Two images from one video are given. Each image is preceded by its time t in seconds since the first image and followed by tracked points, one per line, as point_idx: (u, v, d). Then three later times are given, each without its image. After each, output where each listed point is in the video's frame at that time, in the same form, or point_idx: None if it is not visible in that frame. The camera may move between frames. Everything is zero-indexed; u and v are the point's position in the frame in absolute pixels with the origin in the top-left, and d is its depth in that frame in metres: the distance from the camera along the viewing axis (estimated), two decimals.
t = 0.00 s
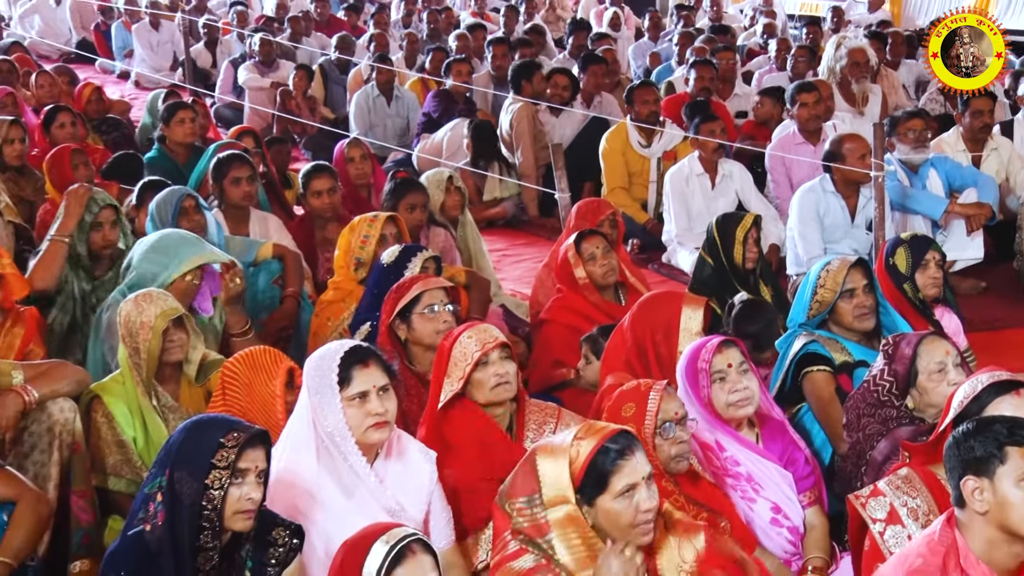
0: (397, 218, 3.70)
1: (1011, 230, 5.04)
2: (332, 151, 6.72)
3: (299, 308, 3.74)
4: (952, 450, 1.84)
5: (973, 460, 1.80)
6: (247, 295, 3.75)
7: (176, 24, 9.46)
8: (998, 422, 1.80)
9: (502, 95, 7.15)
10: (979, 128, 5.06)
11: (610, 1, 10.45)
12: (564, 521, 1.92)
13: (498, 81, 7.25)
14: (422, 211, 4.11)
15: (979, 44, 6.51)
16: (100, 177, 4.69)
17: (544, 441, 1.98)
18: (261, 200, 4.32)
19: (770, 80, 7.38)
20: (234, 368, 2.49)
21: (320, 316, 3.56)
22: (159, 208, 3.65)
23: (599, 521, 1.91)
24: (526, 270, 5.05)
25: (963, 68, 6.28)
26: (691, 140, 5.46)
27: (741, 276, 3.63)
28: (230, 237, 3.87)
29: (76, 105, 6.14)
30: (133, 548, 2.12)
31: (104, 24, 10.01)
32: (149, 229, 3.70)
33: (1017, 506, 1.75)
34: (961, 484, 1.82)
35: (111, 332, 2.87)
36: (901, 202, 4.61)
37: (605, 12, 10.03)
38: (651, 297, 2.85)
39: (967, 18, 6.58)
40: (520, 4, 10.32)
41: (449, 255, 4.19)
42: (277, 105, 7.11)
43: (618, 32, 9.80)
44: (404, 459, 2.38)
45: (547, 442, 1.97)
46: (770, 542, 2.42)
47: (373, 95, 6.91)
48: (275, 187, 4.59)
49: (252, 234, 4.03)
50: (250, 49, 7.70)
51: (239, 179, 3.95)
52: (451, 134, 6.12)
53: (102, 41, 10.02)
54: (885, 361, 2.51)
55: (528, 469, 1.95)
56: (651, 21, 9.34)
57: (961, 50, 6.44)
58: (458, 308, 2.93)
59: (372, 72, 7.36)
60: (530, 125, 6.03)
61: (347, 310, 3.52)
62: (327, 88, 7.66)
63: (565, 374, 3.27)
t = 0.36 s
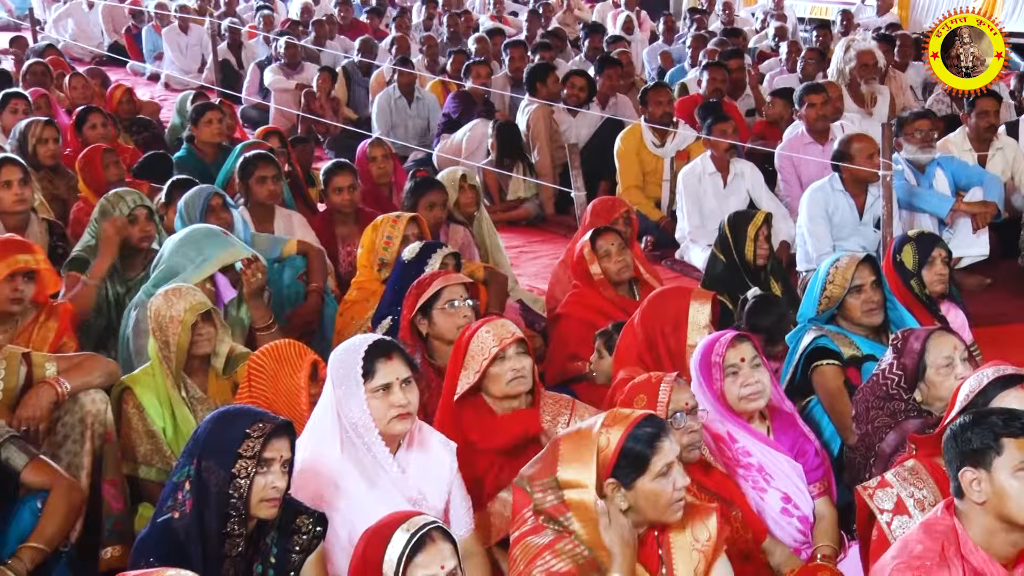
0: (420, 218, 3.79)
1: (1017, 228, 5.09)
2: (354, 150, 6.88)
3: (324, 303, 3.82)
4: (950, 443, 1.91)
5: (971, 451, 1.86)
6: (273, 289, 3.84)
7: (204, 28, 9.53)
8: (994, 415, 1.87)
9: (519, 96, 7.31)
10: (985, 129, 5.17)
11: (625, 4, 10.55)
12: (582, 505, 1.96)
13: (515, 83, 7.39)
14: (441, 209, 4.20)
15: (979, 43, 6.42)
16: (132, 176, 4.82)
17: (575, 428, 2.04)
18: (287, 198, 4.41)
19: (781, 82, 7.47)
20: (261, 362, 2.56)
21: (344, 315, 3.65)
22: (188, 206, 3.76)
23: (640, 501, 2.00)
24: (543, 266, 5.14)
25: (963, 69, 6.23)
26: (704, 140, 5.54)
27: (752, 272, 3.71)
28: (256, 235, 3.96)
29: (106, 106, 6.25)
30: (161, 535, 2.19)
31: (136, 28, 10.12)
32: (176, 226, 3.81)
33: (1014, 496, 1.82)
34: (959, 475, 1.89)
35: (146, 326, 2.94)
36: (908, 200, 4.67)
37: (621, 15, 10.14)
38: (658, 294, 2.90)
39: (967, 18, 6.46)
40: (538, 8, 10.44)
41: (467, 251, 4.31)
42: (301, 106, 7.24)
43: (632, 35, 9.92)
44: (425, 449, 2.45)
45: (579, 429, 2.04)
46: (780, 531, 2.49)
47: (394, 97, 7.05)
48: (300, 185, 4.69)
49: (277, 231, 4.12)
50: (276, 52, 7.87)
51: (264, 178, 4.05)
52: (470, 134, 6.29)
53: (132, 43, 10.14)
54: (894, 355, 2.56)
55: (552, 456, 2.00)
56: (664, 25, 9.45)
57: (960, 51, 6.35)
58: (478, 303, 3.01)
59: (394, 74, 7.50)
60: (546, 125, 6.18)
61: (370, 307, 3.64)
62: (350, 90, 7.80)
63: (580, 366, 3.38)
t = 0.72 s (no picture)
0: (439, 216, 3.86)
1: None
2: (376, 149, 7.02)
3: (347, 297, 3.92)
4: (953, 435, 1.97)
5: (974, 442, 1.93)
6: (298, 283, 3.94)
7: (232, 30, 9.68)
8: (996, 406, 1.93)
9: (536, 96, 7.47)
10: (992, 128, 5.22)
11: (641, 5, 10.65)
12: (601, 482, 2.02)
13: (531, 82, 7.55)
14: (461, 205, 4.29)
15: (980, 43, 6.37)
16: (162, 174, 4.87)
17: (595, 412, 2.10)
18: (312, 195, 4.51)
19: (793, 82, 7.55)
20: (287, 353, 2.65)
21: (368, 310, 3.75)
22: (215, 202, 3.88)
23: (653, 477, 2.07)
24: (560, 262, 5.24)
25: (963, 69, 6.35)
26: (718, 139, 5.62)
27: (764, 268, 3.78)
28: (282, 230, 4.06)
29: (136, 105, 6.37)
30: (190, 521, 2.26)
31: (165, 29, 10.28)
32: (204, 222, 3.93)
33: (1016, 486, 1.88)
34: (963, 466, 1.96)
35: (168, 322, 3.05)
36: (917, 198, 4.73)
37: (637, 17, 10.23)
38: (668, 290, 2.98)
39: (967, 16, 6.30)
40: (557, 10, 10.54)
41: (487, 247, 4.40)
42: (326, 106, 7.37)
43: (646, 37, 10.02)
44: (447, 440, 2.52)
45: (597, 417, 2.09)
46: (791, 519, 2.56)
47: (416, 96, 7.25)
48: (324, 183, 4.79)
49: (302, 228, 4.19)
50: (301, 54, 8.07)
51: (289, 175, 4.13)
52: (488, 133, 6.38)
53: (162, 45, 10.23)
54: (902, 349, 2.62)
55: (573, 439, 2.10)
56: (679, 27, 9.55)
57: (960, 50, 6.39)
58: (496, 297, 3.09)
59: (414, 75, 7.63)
60: (564, 125, 6.31)
61: (392, 303, 3.73)
62: (373, 89, 8.00)
63: (596, 359, 3.45)
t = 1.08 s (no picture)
0: (462, 213, 3.97)
1: None
2: (399, 147, 7.15)
3: (370, 291, 4.01)
4: (963, 423, 2.03)
5: (983, 430, 1.99)
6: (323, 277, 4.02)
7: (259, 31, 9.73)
8: (1006, 395, 1.99)
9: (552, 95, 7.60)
10: (1001, 125, 5.28)
11: (657, 7, 10.78)
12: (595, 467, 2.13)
13: (547, 81, 7.67)
14: (481, 202, 4.39)
15: (979, 42, 6.25)
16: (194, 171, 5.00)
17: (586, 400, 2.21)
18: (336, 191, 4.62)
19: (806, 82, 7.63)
20: (312, 346, 2.74)
21: (391, 305, 3.89)
22: (242, 198, 4.00)
23: (651, 463, 2.14)
24: (577, 257, 5.33)
25: (963, 69, 6.32)
26: (731, 137, 5.70)
27: (777, 263, 3.84)
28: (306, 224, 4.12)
29: (165, 104, 6.50)
30: (218, 507, 2.33)
31: (195, 31, 10.43)
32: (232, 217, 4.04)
33: None
34: (972, 453, 2.01)
35: (198, 315, 3.13)
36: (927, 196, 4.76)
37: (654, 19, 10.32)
38: (682, 284, 3.03)
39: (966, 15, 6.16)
40: (575, 11, 10.64)
41: (506, 243, 4.47)
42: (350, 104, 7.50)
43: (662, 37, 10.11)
44: (468, 430, 2.60)
45: (585, 406, 2.19)
46: (803, 507, 2.63)
47: (437, 96, 7.37)
48: (348, 180, 4.90)
49: (326, 223, 4.32)
50: (326, 54, 8.23)
51: (314, 172, 4.26)
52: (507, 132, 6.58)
53: (192, 46, 10.41)
54: (911, 343, 2.68)
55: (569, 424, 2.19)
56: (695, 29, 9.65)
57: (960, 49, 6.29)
58: (514, 291, 3.16)
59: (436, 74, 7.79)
60: (582, 123, 6.37)
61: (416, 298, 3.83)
62: (396, 89, 8.13)
63: (612, 352, 3.55)
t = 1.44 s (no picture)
0: (479, 209, 4.08)
1: None
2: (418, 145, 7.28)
3: (390, 285, 4.11)
4: (970, 414, 2.07)
5: (990, 421, 2.04)
6: (344, 270, 4.14)
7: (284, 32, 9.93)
8: (1013, 388, 2.03)
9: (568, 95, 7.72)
10: (1006, 124, 5.31)
11: (670, 8, 10.90)
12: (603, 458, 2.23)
13: (561, 80, 7.79)
14: (498, 199, 4.48)
15: (980, 43, 6.44)
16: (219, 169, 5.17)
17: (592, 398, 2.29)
18: (357, 187, 4.73)
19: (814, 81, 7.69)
20: (333, 338, 2.84)
21: (411, 298, 3.96)
22: (266, 195, 4.10)
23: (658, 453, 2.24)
24: (592, 251, 5.41)
25: (963, 69, 6.41)
26: (742, 135, 5.76)
27: (786, 258, 3.90)
28: (327, 221, 4.25)
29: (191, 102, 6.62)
30: (242, 495, 2.37)
31: (221, 32, 10.59)
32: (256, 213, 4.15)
33: None
34: (978, 443, 2.06)
35: (223, 307, 3.22)
36: (933, 192, 4.87)
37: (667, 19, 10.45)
38: (693, 278, 3.11)
39: (967, 17, 6.37)
40: (589, 13, 10.74)
41: (522, 238, 4.54)
42: (370, 104, 7.64)
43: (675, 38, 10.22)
44: (485, 420, 2.67)
45: (589, 403, 2.28)
46: (812, 496, 2.69)
47: (456, 95, 7.51)
48: (369, 178, 5.01)
49: (348, 219, 4.42)
50: (347, 54, 8.38)
51: (336, 169, 4.39)
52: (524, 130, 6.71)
53: (217, 46, 10.55)
54: (917, 337, 2.74)
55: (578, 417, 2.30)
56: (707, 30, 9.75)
57: (961, 50, 6.41)
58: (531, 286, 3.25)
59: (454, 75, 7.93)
60: (597, 122, 6.43)
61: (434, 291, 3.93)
62: (415, 89, 8.26)
63: (624, 344, 3.64)
